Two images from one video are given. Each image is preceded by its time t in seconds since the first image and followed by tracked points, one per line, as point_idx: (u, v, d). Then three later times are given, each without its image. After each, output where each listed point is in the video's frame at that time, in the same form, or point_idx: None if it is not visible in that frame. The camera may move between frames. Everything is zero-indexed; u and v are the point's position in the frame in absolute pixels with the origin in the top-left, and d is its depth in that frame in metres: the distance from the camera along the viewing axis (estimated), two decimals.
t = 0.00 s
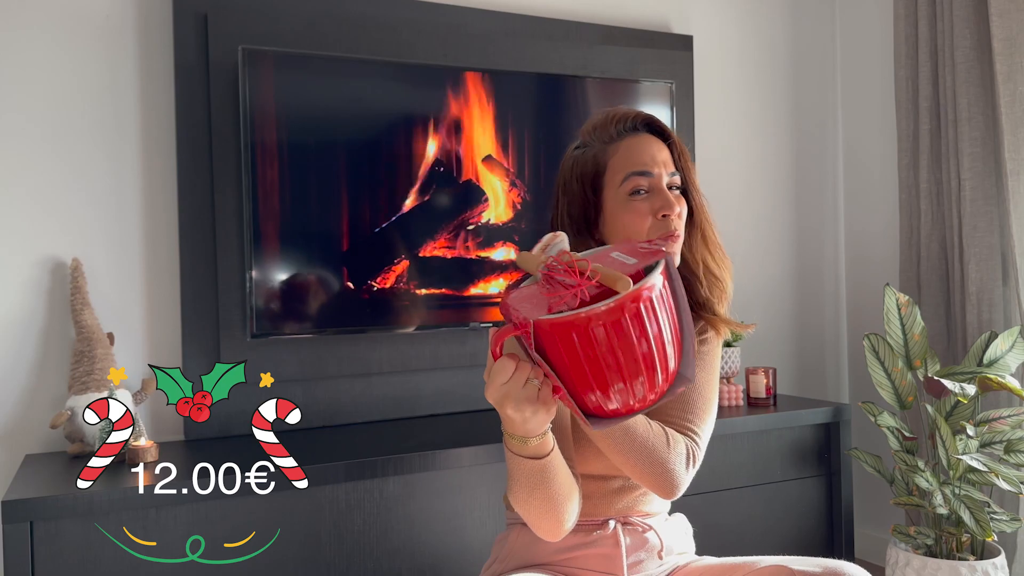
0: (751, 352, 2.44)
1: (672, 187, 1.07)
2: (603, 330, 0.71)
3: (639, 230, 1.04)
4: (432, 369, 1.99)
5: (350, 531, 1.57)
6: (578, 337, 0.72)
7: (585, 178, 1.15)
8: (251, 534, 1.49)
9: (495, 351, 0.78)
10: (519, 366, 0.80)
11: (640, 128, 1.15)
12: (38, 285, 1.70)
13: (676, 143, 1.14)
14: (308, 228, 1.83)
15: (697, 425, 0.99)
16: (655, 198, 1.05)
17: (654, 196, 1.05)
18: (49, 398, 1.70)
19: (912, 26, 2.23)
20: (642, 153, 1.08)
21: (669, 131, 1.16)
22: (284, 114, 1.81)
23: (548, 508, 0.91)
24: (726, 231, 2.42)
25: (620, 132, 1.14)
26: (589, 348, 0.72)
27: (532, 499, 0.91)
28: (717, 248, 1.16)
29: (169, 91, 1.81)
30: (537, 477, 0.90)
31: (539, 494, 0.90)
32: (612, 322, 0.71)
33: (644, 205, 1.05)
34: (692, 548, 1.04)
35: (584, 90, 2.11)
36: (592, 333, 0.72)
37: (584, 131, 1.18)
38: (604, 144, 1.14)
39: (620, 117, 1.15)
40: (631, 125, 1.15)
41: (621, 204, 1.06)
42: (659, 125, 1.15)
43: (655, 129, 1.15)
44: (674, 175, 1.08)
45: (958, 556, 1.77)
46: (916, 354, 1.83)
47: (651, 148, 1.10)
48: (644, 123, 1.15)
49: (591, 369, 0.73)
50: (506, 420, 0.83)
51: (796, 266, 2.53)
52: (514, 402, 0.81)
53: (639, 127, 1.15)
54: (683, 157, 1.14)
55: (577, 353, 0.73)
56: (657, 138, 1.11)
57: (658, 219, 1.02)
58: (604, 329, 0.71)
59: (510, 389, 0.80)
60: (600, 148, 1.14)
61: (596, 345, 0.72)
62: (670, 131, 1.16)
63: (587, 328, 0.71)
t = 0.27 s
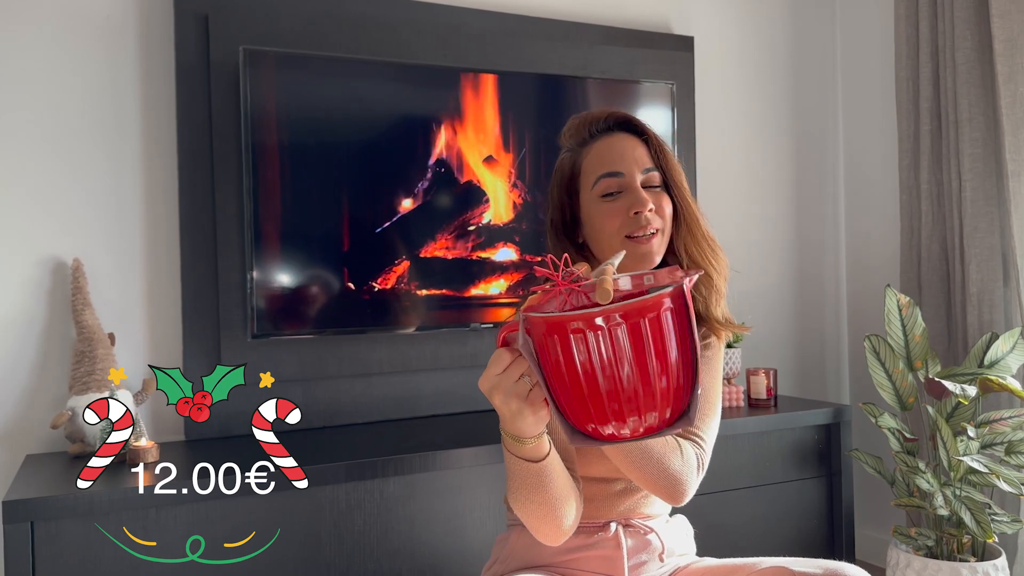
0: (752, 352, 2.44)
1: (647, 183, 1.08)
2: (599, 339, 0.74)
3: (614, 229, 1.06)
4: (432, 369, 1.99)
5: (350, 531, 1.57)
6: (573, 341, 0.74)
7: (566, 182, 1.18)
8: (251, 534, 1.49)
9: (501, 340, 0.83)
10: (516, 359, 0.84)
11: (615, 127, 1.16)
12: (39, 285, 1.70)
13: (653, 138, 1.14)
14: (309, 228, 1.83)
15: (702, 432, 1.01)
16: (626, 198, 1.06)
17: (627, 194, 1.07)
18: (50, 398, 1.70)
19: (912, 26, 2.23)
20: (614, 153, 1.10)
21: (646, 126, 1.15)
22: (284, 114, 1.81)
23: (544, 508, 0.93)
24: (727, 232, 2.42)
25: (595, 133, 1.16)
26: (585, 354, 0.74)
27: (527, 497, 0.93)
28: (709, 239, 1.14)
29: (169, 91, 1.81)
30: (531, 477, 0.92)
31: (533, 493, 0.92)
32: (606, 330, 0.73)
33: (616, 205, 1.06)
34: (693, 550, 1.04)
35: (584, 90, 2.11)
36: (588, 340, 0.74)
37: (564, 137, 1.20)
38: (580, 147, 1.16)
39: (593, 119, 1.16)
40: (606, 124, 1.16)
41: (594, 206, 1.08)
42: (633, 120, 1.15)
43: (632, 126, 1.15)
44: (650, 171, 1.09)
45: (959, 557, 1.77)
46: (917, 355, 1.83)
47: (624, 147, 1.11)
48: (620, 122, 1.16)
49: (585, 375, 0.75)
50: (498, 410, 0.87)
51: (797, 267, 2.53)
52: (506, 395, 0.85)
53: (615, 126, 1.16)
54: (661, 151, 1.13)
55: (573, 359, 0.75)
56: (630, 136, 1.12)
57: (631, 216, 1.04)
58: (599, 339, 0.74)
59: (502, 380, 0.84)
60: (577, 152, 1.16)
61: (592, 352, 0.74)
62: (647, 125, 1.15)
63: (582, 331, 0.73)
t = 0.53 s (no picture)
0: (753, 354, 2.44)
1: (643, 186, 1.08)
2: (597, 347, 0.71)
3: (606, 229, 1.06)
4: (434, 371, 1.99)
5: (351, 532, 1.57)
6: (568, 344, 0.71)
7: (567, 182, 1.19)
8: (251, 534, 1.49)
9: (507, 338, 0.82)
10: (517, 357, 0.83)
11: (618, 129, 1.16)
12: (41, 285, 1.70)
13: (655, 141, 1.13)
14: (311, 229, 1.83)
15: (703, 436, 1.02)
16: (620, 199, 1.06)
17: (621, 195, 1.06)
18: (51, 399, 1.70)
19: (914, 28, 2.23)
20: (613, 154, 1.10)
21: (649, 129, 1.15)
22: (286, 116, 1.81)
23: (535, 507, 0.93)
24: (729, 234, 2.42)
25: (596, 134, 1.16)
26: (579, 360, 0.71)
27: (519, 494, 0.93)
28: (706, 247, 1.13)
29: (171, 92, 1.81)
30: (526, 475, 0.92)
31: (526, 490, 0.93)
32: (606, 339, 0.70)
33: (609, 206, 1.06)
34: (694, 553, 1.04)
35: (586, 92, 2.11)
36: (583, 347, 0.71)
37: (568, 136, 1.21)
38: (582, 148, 1.17)
39: (597, 119, 1.16)
40: (608, 126, 1.16)
41: (587, 206, 1.09)
42: (635, 123, 1.14)
43: (634, 128, 1.15)
44: (647, 174, 1.09)
45: (960, 560, 1.76)
46: (919, 357, 1.82)
47: (622, 149, 1.11)
48: (623, 123, 1.16)
49: (579, 386, 0.72)
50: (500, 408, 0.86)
51: (799, 269, 2.53)
52: (503, 390, 0.84)
53: (618, 127, 1.16)
54: (664, 154, 1.13)
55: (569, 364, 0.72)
56: (630, 138, 1.12)
57: (622, 217, 1.04)
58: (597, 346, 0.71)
59: (502, 375, 0.83)
60: (579, 152, 1.16)
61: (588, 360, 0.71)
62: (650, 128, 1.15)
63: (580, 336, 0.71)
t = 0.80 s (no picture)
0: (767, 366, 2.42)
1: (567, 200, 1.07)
2: (584, 324, 0.65)
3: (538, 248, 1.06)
4: (445, 383, 1.98)
5: (363, 544, 1.57)
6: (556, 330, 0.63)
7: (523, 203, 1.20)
8: (251, 534, 1.48)
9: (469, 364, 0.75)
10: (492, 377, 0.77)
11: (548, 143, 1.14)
12: (56, 296, 1.71)
13: (578, 146, 1.09)
14: (324, 240, 1.83)
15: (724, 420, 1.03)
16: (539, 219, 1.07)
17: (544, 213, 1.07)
18: (65, 409, 1.71)
19: (928, 39, 2.22)
20: (535, 172, 1.10)
21: (574, 135, 1.11)
22: (300, 127, 1.82)
23: (512, 522, 0.91)
24: (742, 244, 2.42)
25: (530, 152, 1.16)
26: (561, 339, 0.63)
27: (496, 513, 0.90)
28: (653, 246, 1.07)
29: (185, 104, 1.82)
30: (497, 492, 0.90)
31: (502, 507, 0.90)
32: (593, 316, 0.65)
33: (530, 228, 1.07)
34: (709, 568, 0.99)
35: (599, 104, 2.11)
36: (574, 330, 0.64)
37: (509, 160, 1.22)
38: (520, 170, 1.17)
39: (522, 139, 1.17)
40: (540, 142, 1.15)
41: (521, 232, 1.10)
42: (558, 134, 1.12)
43: (561, 138, 1.12)
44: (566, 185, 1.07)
45: None
46: (935, 369, 1.81)
47: (547, 165, 1.11)
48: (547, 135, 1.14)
49: (560, 375, 0.64)
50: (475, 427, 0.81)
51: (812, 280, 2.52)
52: (480, 415, 0.79)
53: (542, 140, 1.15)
54: (581, 155, 1.09)
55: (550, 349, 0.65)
56: (546, 151, 1.12)
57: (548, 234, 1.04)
58: (585, 322, 0.65)
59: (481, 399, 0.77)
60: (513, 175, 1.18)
61: (572, 343, 0.63)
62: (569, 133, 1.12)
63: (561, 306, 0.63)
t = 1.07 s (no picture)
0: (768, 366, 2.42)
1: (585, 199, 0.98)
2: (595, 324, 0.64)
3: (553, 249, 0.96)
4: (446, 383, 1.98)
5: (363, 544, 1.57)
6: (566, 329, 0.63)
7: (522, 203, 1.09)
8: (251, 534, 1.48)
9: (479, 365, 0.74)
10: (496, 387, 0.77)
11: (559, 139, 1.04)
12: (57, 296, 1.72)
13: (597, 146, 1.01)
14: (325, 240, 1.83)
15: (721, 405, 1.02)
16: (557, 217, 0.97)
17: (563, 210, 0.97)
18: (66, 409, 1.71)
19: (929, 40, 2.22)
20: (550, 169, 1.00)
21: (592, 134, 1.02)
22: (301, 128, 1.82)
23: (520, 519, 0.90)
24: (743, 245, 2.42)
25: (539, 148, 1.05)
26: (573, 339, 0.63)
27: (505, 510, 0.90)
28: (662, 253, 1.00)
29: (187, 104, 1.82)
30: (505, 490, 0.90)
31: (512, 501, 0.90)
32: (604, 318, 0.64)
33: (548, 227, 0.97)
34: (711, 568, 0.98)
35: (599, 104, 2.11)
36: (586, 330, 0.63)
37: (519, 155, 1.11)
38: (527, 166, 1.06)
39: (534, 133, 1.06)
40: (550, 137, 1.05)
41: (536, 231, 1.00)
42: (572, 129, 1.02)
43: (573, 136, 1.03)
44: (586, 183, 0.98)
45: None
46: (936, 370, 1.81)
47: (564, 162, 1.01)
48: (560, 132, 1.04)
49: (569, 376, 0.63)
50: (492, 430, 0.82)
51: (813, 281, 2.52)
52: (491, 414, 0.79)
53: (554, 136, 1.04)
54: (602, 156, 1.01)
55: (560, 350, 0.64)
56: (565, 149, 1.02)
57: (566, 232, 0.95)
58: (596, 322, 0.64)
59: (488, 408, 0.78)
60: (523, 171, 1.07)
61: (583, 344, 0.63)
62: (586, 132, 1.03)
63: (572, 307, 0.63)
